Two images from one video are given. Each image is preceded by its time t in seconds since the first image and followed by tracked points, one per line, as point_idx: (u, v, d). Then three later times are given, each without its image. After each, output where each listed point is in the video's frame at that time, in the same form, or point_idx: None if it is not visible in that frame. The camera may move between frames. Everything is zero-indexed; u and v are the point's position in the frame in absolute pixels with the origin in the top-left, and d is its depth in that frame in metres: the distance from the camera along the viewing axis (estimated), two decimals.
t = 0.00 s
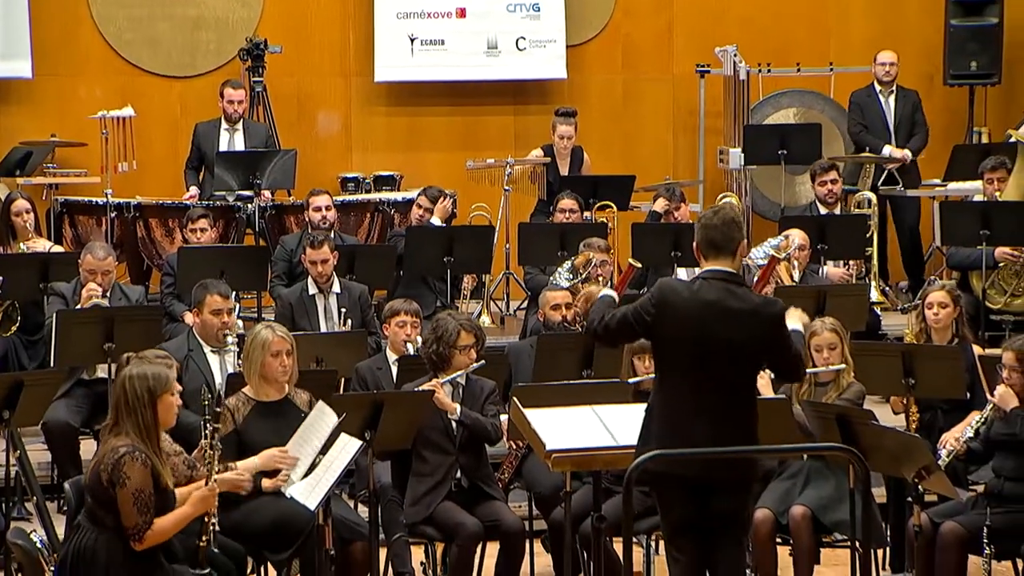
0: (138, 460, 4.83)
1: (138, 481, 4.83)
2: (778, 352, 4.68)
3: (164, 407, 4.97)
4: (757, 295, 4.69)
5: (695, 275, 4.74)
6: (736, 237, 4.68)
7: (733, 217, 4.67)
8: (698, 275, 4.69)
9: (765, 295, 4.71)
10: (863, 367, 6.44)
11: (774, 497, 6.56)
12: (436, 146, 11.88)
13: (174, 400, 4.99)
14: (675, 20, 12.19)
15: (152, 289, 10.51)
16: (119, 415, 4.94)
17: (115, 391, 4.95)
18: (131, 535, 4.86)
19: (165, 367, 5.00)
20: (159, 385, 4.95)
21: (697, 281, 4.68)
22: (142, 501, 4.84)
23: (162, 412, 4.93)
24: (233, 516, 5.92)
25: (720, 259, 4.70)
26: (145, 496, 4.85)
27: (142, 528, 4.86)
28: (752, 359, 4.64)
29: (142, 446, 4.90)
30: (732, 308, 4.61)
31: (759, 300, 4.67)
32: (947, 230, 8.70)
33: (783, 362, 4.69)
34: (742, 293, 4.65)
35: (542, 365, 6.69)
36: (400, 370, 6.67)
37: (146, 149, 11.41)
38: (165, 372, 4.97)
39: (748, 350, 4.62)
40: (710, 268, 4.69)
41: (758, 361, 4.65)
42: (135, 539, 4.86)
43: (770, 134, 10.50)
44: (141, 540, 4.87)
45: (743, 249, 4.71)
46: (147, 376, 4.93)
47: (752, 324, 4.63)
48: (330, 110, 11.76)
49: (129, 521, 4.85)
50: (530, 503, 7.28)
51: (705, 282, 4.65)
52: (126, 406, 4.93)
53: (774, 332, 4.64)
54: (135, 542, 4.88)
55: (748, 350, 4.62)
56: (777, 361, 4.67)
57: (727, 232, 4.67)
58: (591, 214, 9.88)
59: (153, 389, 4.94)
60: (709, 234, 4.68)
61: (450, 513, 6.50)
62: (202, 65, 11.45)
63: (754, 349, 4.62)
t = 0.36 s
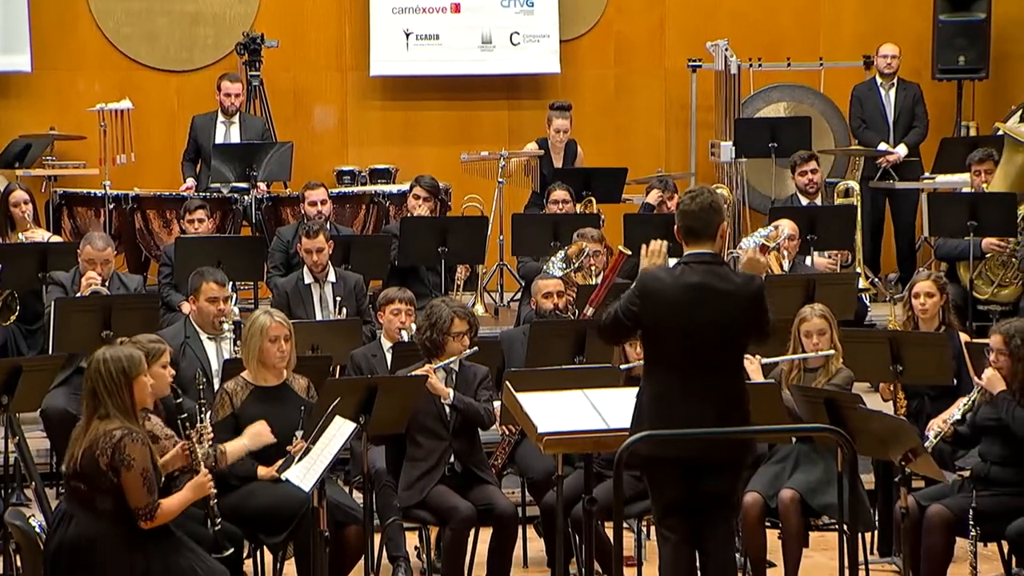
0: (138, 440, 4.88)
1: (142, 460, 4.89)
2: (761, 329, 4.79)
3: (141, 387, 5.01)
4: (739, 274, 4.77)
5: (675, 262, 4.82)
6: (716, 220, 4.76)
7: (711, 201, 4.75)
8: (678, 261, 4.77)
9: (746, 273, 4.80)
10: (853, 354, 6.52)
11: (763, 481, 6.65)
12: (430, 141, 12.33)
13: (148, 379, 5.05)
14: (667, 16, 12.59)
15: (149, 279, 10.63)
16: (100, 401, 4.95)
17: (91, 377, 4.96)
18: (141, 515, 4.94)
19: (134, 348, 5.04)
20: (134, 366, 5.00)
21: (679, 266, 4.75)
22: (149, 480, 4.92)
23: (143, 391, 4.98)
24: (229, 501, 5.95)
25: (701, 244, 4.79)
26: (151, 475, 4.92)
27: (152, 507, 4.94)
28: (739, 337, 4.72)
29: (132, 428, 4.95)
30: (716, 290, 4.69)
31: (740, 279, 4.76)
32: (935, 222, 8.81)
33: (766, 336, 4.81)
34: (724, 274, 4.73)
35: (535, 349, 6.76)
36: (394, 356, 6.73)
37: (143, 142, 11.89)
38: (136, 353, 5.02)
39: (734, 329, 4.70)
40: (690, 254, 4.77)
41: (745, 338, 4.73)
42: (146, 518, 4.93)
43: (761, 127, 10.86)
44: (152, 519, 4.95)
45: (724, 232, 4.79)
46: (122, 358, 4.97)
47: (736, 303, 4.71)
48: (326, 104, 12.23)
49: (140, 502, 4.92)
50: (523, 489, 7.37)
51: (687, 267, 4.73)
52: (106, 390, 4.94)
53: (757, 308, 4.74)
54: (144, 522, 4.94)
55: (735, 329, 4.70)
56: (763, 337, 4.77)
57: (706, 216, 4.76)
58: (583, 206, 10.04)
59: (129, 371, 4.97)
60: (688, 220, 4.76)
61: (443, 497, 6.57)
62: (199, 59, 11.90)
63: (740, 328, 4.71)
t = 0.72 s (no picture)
0: (119, 426, 4.98)
1: (125, 445, 4.99)
2: (753, 315, 4.88)
3: (126, 373, 5.13)
4: (731, 260, 4.86)
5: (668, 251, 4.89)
6: (709, 209, 4.84)
7: (703, 190, 4.82)
8: (671, 250, 4.84)
9: (738, 260, 4.88)
10: (847, 344, 6.63)
11: (760, 467, 6.75)
12: (434, 137, 12.51)
13: (135, 365, 5.16)
14: (666, 12, 12.75)
15: (154, 271, 10.82)
16: (85, 388, 5.08)
17: (76, 365, 5.09)
18: (131, 500, 5.04)
19: (120, 335, 5.17)
20: (120, 353, 5.12)
21: (672, 255, 4.83)
22: (134, 465, 5.01)
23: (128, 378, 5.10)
24: (231, 485, 5.97)
25: (693, 233, 4.86)
26: (136, 460, 5.01)
27: (141, 491, 5.04)
28: (733, 322, 4.81)
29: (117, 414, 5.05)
30: (710, 277, 4.77)
31: (732, 266, 4.84)
32: (930, 215, 8.90)
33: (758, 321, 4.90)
34: (717, 261, 4.81)
35: (533, 337, 6.84)
36: (396, 346, 6.83)
37: (149, 137, 12.08)
38: (121, 340, 5.14)
39: (728, 314, 4.79)
40: (682, 242, 4.84)
41: (738, 324, 4.82)
42: (136, 502, 5.04)
43: (758, 124, 10.98)
44: (143, 503, 5.04)
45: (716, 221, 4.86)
46: (108, 345, 5.09)
47: (729, 290, 4.80)
48: (328, 100, 12.41)
49: (127, 487, 5.02)
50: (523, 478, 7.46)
51: (680, 256, 4.80)
52: (91, 378, 5.07)
53: (749, 294, 4.83)
54: (135, 506, 5.05)
55: (729, 315, 4.79)
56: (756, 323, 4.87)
57: (699, 205, 4.82)
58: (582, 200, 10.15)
59: (115, 357, 5.10)
60: (682, 208, 4.82)
61: (443, 483, 6.66)
62: (204, 55, 12.12)
63: (734, 314, 4.79)
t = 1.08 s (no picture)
0: (110, 415, 5.09)
1: (116, 433, 5.10)
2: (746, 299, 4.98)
3: (119, 363, 5.22)
4: (724, 246, 4.93)
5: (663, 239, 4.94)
6: (706, 199, 4.89)
7: (701, 182, 4.85)
8: (668, 237, 4.88)
9: (730, 245, 4.96)
10: (847, 333, 6.67)
11: (761, 456, 6.81)
12: (438, 138, 12.85)
13: (129, 355, 5.24)
14: (669, 8, 13.06)
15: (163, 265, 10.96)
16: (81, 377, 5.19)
17: (72, 353, 5.19)
18: (124, 486, 5.14)
19: (116, 325, 5.24)
20: (113, 343, 5.20)
21: (669, 242, 4.87)
22: (125, 453, 5.12)
23: (119, 367, 5.18)
24: (238, 473, 6.04)
25: (689, 222, 4.91)
26: (127, 447, 5.12)
27: (133, 478, 5.13)
28: (730, 306, 4.88)
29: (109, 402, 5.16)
30: (706, 263, 4.83)
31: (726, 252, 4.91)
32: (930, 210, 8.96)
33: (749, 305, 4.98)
34: (713, 247, 4.88)
35: (538, 327, 6.92)
36: (402, 336, 6.91)
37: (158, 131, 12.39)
38: (116, 329, 5.21)
39: (725, 299, 4.85)
40: (678, 230, 4.89)
41: (734, 309, 4.89)
42: (128, 489, 5.13)
43: (760, 119, 11.05)
44: (135, 490, 5.14)
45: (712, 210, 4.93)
46: (102, 334, 5.18)
47: (725, 275, 4.87)
48: (336, 97, 12.75)
49: (119, 474, 5.12)
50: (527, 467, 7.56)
51: (677, 244, 4.86)
52: (84, 367, 5.16)
53: (743, 279, 4.91)
54: (128, 492, 5.15)
55: (726, 300, 4.86)
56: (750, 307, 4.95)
57: (696, 193, 4.87)
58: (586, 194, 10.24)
59: (108, 347, 5.18)
60: (681, 196, 4.85)
61: (448, 471, 6.75)
62: (213, 53, 12.43)
63: (730, 299, 4.87)
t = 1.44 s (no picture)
0: (122, 403, 5.09)
1: (129, 422, 5.09)
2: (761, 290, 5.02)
3: (128, 352, 5.20)
4: (736, 237, 4.99)
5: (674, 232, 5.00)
6: (718, 191, 4.95)
7: (712, 177, 4.92)
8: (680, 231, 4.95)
9: (742, 236, 5.02)
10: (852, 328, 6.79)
11: (767, 447, 6.94)
12: (448, 137, 13.06)
13: (137, 344, 5.22)
14: (676, 8, 13.33)
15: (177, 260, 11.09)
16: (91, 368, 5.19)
17: (80, 345, 5.19)
18: (138, 473, 5.15)
19: (123, 315, 5.23)
20: (120, 334, 5.19)
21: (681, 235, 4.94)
22: (138, 441, 5.11)
23: (127, 357, 5.16)
24: (251, 464, 6.14)
25: (700, 215, 4.98)
26: (140, 435, 5.12)
27: (146, 465, 5.13)
28: (743, 297, 4.94)
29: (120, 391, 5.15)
30: (718, 255, 4.90)
31: (738, 243, 4.98)
32: (936, 208, 8.99)
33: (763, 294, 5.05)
34: (725, 239, 4.94)
35: (547, 322, 7.00)
36: (414, 329, 7.01)
37: (172, 128, 12.54)
38: (123, 320, 5.21)
39: (738, 290, 4.92)
40: (690, 223, 4.96)
41: (747, 299, 4.96)
42: (142, 477, 5.14)
43: (766, 117, 11.11)
44: (148, 477, 5.14)
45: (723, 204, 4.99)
46: (109, 326, 5.17)
47: (738, 265, 4.93)
48: (348, 95, 12.95)
49: (133, 462, 5.13)
50: (536, 459, 7.65)
51: (689, 237, 4.92)
52: (92, 358, 5.15)
53: (755, 269, 4.97)
54: (142, 479, 5.15)
55: (738, 291, 4.92)
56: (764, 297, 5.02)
57: (706, 187, 4.93)
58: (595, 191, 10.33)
59: (115, 337, 5.17)
60: (692, 189, 4.92)
61: (458, 462, 6.84)
62: (227, 53, 12.60)
63: (742, 289, 4.93)
